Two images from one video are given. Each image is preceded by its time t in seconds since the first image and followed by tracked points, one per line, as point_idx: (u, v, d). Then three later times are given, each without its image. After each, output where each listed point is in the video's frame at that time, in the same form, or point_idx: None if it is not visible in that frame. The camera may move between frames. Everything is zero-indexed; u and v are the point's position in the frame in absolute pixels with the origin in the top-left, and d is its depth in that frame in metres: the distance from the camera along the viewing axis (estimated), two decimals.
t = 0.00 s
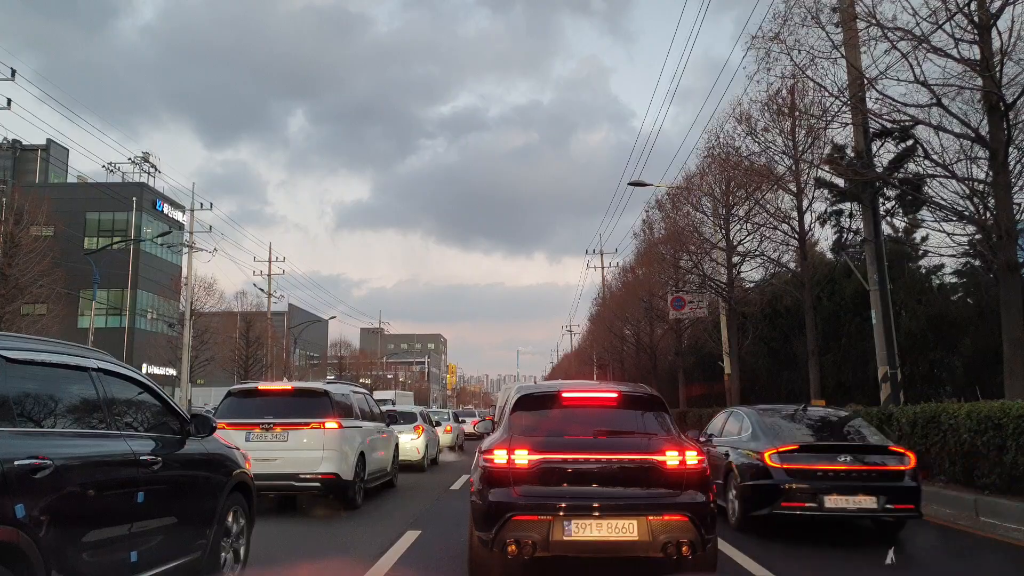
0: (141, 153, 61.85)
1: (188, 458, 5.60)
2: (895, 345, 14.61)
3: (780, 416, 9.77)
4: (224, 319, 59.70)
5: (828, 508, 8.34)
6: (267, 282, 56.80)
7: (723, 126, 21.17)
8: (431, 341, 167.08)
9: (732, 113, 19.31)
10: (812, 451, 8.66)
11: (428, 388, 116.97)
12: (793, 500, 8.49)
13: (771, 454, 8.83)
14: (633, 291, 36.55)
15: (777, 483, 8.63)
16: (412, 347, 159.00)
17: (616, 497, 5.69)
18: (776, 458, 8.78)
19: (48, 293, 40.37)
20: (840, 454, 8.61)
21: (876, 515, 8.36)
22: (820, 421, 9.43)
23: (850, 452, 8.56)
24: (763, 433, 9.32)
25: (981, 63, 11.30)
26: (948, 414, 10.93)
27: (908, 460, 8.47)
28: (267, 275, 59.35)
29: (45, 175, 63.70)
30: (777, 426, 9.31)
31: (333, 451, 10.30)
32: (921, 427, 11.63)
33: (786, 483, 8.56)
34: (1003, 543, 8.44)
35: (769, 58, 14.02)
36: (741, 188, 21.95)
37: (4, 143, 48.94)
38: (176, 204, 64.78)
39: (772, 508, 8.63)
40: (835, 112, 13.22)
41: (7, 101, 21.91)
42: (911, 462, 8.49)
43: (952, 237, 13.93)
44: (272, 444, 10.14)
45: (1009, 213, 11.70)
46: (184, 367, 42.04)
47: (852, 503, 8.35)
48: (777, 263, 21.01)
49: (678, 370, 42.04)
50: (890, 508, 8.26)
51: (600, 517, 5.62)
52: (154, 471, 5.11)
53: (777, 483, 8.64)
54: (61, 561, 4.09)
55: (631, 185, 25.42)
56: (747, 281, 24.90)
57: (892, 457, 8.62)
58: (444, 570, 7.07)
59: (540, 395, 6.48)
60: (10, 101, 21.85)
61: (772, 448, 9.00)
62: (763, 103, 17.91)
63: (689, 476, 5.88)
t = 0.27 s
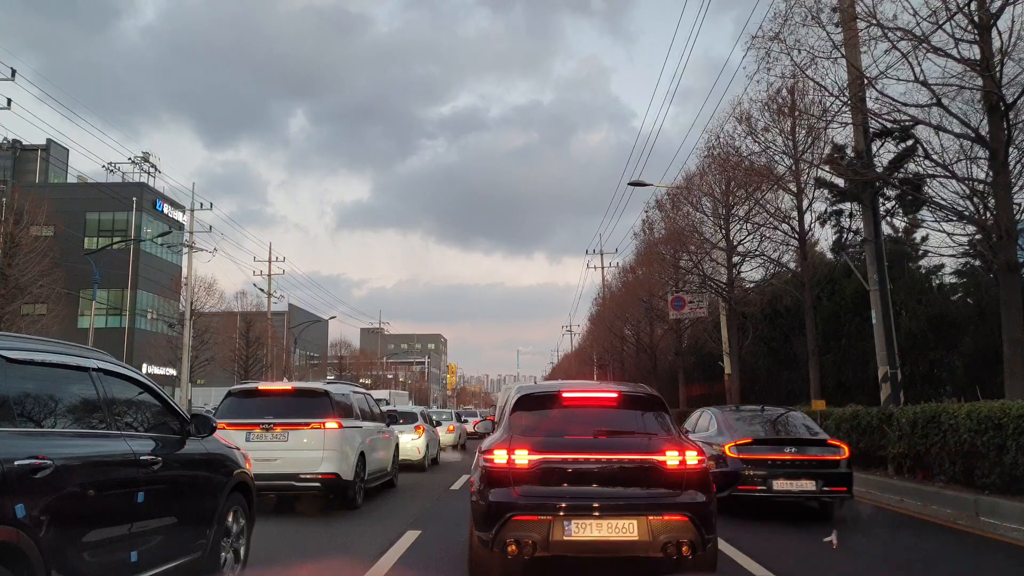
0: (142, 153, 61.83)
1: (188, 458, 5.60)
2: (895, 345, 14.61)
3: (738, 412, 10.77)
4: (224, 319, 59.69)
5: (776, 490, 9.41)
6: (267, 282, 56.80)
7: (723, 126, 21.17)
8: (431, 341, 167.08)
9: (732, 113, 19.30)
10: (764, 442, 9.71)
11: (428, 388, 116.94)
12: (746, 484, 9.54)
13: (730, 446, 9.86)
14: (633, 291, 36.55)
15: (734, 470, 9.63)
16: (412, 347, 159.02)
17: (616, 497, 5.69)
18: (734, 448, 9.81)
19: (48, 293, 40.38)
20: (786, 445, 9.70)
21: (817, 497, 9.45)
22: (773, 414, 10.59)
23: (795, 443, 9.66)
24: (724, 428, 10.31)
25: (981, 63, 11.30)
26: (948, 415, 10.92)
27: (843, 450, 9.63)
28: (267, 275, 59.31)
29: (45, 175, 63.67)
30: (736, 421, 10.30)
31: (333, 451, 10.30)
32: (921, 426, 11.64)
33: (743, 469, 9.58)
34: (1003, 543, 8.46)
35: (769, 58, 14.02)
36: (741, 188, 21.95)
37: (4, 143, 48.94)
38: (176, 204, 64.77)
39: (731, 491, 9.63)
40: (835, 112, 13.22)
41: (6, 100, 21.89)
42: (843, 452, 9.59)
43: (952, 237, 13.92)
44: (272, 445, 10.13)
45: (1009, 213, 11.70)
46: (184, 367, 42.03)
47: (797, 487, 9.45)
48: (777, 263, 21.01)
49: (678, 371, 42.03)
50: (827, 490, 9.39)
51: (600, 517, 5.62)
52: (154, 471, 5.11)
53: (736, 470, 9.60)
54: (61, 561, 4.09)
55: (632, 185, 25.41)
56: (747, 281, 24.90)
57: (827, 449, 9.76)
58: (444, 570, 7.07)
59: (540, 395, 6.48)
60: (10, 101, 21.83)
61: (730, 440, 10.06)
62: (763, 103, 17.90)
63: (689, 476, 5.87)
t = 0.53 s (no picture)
0: (142, 153, 61.83)
1: (188, 458, 5.60)
2: (895, 345, 14.60)
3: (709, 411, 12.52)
4: (224, 319, 59.69)
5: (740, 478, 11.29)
6: (268, 282, 56.81)
7: (723, 126, 21.16)
8: (431, 341, 167.06)
9: (732, 113, 19.30)
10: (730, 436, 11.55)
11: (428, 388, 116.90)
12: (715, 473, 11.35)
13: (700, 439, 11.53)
14: (633, 291, 36.55)
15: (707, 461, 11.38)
16: (412, 347, 159.02)
17: (616, 497, 5.69)
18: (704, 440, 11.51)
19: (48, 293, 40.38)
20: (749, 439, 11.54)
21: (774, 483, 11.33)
22: (741, 413, 12.58)
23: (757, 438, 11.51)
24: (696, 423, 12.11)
25: (981, 63, 11.29)
26: (948, 415, 10.92)
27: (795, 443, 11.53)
28: (267, 275, 59.32)
29: (45, 175, 63.66)
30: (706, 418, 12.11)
31: (334, 451, 10.30)
32: (921, 426, 11.63)
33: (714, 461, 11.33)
34: (1004, 543, 8.46)
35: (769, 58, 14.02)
36: (741, 188, 21.95)
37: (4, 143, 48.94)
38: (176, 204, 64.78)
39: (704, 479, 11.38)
40: (835, 112, 13.22)
41: (6, 100, 21.87)
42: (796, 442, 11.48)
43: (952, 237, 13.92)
44: (273, 445, 10.13)
45: (1009, 213, 11.70)
46: (184, 367, 42.02)
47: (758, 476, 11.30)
48: (777, 263, 21.01)
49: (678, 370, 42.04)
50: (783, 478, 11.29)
51: (601, 517, 5.62)
52: (154, 471, 5.11)
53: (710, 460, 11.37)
54: (61, 562, 4.09)
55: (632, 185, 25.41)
56: (747, 281, 24.89)
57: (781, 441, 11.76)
58: (444, 569, 7.07)
59: (540, 395, 6.49)
60: (10, 101, 21.81)
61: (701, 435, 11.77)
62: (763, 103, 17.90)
63: (689, 476, 5.88)
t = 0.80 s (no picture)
0: (142, 154, 61.87)
1: (186, 460, 5.56)
2: (896, 346, 14.56)
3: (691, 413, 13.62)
4: (225, 319, 59.69)
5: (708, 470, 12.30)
6: (268, 283, 56.81)
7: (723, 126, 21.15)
8: (431, 342, 167.06)
9: (732, 113, 19.28)
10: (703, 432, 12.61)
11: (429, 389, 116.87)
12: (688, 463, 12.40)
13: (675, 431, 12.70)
14: (633, 291, 36.54)
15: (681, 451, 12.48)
16: (412, 348, 158.97)
17: (616, 499, 5.65)
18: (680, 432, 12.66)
19: (48, 293, 40.37)
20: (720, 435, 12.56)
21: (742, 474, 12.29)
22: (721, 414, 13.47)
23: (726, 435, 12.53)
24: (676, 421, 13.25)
25: (982, 63, 11.25)
26: (950, 416, 10.87)
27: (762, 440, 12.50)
28: (267, 276, 59.32)
29: (45, 175, 63.70)
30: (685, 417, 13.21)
31: (336, 451, 10.26)
32: (923, 426, 11.58)
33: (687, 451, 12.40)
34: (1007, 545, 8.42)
35: (770, 58, 13.97)
36: (741, 189, 21.92)
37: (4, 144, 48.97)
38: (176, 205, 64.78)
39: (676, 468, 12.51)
40: (836, 113, 13.18)
41: (7, 100, 21.89)
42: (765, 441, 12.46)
43: (952, 238, 13.88)
44: (275, 445, 10.10)
45: (1010, 214, 11.66)
46: (184, 367, 42.02)
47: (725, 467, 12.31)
48: (777, 264, 20.98)
49: (678, 372, 42.01)
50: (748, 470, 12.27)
51: (601, 519, 5.59)
52: (152, 472, 5.08)
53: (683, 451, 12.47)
54: (56, 564, 4.05)
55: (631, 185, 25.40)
56: (747, 282, 24.86)
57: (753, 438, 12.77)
58: (445, 570, 7.05)
59: (540, 396, 6.46)
60: (10, 100, 21.83)
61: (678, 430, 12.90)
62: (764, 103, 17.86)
63: (690, 477, 5.84)
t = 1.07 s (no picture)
0: (142, 154, 61.80)
1: (181, 461, 5.47)
2: (898, 346, 14.48)
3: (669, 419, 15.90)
4: (225, 320, 59.61)
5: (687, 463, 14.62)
6: (268, 284, 56.74)
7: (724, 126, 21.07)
8: (431, 342, 166.96)
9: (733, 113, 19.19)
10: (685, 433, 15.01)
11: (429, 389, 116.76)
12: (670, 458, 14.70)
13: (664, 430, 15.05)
14: (633, 291, 36.48)
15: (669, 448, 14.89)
16: (411, 348, 158.88)
17: (617, 501, 5.58)
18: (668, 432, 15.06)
19: (47, 294, 40.29)
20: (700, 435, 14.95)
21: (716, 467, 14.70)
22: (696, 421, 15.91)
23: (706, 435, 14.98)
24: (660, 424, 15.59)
25: (986, 62, 11.17)
26: (952, 417, 10.79)
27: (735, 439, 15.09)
28: (267, 276, 59.25)
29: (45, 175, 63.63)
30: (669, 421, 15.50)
31: (337, 451, 10.19)
32: (925, 427, 11.51)
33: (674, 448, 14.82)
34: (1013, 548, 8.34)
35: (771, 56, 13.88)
36: (742, 189, 21.85)
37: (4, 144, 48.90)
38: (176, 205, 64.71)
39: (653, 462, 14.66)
40: (838, 111, 13.11)
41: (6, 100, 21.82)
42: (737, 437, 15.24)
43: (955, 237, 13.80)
44: (277, 445, 10.02)
45: (1014, 214, 11.58)
46: (184, 368, 41.95)
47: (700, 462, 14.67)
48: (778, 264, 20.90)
49: (678, 372, 41.94)
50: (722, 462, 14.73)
51: (602, 521, 5.51)
52: (145, 474, 4.99)
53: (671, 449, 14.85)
54: (46, 568, 3.96)
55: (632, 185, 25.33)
56: (748, 282, 24.79)
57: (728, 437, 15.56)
58: (445, 572, 6.97)
59: (540, 396, 6.38)
60: (9, 100, 21.77)
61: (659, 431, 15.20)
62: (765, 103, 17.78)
63: (692, 479, 5.76)
